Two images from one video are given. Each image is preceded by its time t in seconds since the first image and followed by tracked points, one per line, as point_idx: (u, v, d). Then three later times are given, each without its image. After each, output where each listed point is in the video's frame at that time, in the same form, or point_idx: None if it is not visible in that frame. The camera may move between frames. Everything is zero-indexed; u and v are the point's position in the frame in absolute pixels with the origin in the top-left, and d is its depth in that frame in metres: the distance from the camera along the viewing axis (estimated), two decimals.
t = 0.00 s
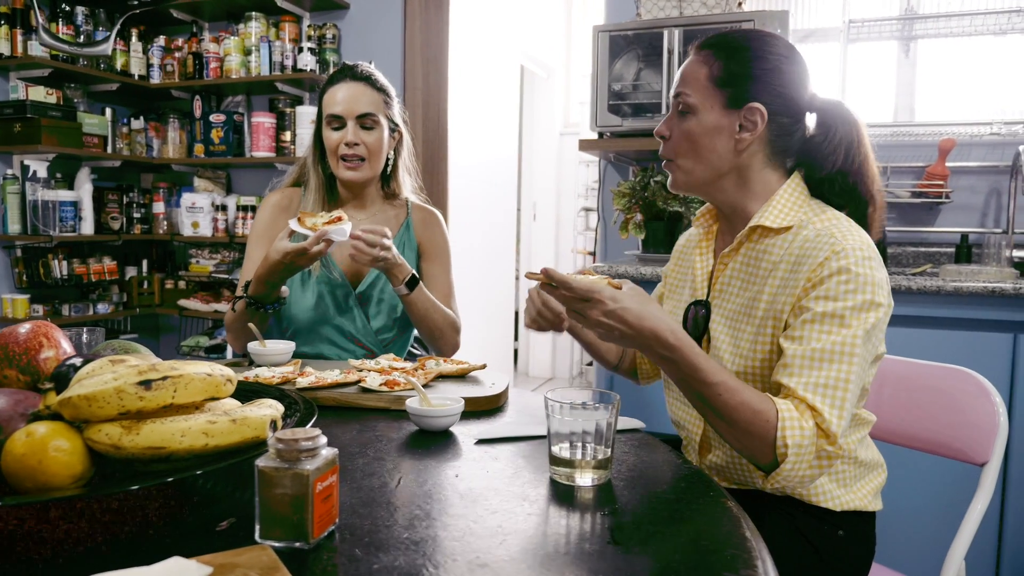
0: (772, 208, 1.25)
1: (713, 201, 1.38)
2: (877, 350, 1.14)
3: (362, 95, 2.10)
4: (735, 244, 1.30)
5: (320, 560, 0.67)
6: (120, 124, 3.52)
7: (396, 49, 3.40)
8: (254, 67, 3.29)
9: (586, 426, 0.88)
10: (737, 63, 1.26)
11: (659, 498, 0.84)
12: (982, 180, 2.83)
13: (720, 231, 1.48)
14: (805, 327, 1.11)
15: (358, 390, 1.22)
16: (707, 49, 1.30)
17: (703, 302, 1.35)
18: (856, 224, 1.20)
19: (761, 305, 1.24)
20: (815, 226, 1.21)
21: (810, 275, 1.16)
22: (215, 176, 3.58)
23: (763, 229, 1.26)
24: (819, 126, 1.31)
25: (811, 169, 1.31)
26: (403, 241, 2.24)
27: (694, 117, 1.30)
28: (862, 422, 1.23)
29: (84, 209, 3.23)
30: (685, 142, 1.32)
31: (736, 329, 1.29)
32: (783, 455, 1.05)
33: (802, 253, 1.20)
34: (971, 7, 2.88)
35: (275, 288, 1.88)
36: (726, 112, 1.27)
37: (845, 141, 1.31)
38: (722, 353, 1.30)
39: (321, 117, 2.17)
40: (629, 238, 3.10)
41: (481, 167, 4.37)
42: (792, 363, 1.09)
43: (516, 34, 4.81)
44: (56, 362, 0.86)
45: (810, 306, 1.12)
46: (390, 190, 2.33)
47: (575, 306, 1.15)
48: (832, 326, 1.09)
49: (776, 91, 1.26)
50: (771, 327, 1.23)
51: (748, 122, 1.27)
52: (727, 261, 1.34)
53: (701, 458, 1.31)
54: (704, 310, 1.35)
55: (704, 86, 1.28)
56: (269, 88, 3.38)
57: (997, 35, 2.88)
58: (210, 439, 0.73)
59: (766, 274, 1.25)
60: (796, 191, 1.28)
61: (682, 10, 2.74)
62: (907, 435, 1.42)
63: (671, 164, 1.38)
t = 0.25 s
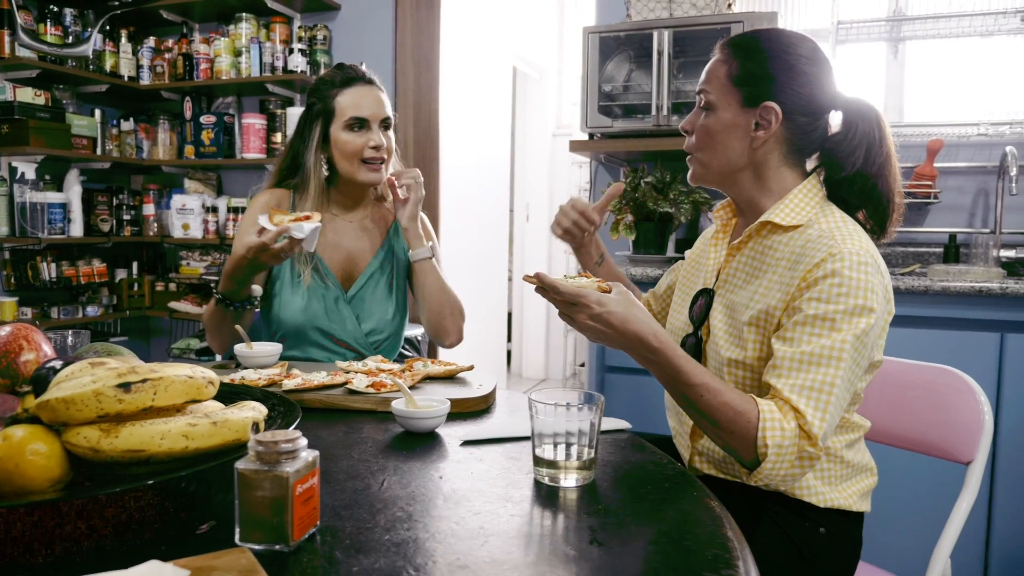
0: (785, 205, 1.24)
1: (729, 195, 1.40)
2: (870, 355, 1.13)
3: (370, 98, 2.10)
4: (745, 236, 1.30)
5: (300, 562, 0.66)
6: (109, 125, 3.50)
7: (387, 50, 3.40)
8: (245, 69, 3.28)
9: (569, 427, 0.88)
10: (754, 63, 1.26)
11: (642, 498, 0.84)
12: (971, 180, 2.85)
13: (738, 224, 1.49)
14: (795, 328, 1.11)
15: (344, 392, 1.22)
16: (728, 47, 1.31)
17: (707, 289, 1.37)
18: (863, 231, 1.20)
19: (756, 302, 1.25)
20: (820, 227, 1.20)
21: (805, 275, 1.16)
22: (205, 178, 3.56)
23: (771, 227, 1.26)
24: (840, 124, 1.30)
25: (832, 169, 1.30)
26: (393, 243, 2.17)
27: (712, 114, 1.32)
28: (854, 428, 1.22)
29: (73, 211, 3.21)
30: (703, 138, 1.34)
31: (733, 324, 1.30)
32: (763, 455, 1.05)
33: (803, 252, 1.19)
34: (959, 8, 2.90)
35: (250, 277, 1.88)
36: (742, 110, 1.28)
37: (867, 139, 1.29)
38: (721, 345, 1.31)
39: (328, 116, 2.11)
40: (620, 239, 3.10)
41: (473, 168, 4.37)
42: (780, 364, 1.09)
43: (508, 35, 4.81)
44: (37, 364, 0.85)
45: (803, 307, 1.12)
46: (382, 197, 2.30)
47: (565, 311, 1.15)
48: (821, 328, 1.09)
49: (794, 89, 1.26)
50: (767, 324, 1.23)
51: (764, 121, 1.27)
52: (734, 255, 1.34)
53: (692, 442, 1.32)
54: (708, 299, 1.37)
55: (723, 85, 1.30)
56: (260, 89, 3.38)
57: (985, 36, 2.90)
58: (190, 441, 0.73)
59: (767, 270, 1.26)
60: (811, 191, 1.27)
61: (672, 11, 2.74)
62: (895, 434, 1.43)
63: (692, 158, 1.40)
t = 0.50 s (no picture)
0: (791, 204, 1.26)
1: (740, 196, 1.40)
2: (865, 352, 1.12)
3: (369, 103, 2.08)
4: (750, 231, 1.31)
5: (282, 564, 0.66)
6: (96, 127, 3.48)
7: (375, 51, 3.40)
8: (232, 69, 3.27)
9: (554, 428, 0.88)
10: (760, 71, 1.27)
11: (626, 498, 0.84)
12: (956, 181, 2.88)
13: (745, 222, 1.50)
14: (790, 322, 1.11)
15: (330, 394, 1.21)
16: (733, 54, 1.31)
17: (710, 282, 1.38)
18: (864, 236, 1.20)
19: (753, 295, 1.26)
20: (822, 226, 1.21)
21: (803, 269, 1.16)
22: (193, 181, 3.51)
23: (775, 224, 1.28)
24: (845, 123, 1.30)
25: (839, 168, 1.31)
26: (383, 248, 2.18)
27: (721, 119, 1.32)
28: (842, 428, 1.23)
29: (60, 213, 3.19)
30: (713, 142, 1.34)
31: (728, 316, 1.31)
32: (754, 444, 1.05)
33: (803, 248, 1.20)
34: (943, 10, 2.93)
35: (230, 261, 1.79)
36: (750, 114, 1.29)
37: (873, 137, 1.30)
38: (715, 334, 1.31)
39: (329, 121, 2.07)
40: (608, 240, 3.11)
41: (463, 170, 4.37)
42: (775, 356, 1.09)
43: (497, 36, 4.81)
44: (17, 367, 0.85)
45: (798, 301, 1.12)
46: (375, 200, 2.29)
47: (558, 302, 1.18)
48: (816, 323, 1.09)
49: (799, 94, 1.27)
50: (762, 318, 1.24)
51: (772, 126, 1.28)
52: (737, 249, 1.35)
53: (686, 429, 1.33)
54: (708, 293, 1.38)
55: (730, 91, 1.30)
56: (248, 91, 3.36)
57: (970, 38, 2.92)
58: (172, 444, 0.72)
59: (767, 265, 1.26)
60: (818, 191, 1.27)
61: (660, 12, 2.75)
62: (880, 432, 1.44)
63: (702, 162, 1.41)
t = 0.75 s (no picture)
0: (788, 198, 1.29)
1: (738, 192, 1.41)
2: (865, 336, 1.14)
3: (358, 102, 2.08)
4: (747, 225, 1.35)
5: (266, 564, 0.66)
6: (80, 127, 3.45)
7: (362, 51, 3.39)
8: (218, 70, 3.25)
9: (539, 427, 0.88)
10: (776, 69, 1.29)
11: (611, 497, 0.85)
12: (939, 180, 2.91)
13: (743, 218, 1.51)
14: (790, 306, 1.12)
15: (316, 395, 1.21)
16: (749, 54, 1.33)
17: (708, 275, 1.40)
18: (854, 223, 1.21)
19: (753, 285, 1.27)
20: (818, 216, 1.23)
21: (799, 255, 1.18)
22: (178, 181, 3.52)
23: (773, 216, 1.31)
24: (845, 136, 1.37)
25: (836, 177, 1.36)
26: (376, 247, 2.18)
27: (732, 113, 1.33)
28: (835, 423, 1.25)
29: (44, 214, 3.16)
30: (721, 136, 1.35)
31: (727, 306, 1.32)
32: (766, 428, 1.06)
33: (799, 237, 1.22)
34: (926, 11, 2.96)
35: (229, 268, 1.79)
36: (762, 112, 1.30)
37: (871, 154, 1.36)
38: (714, 325, 1.32)
39: (321, 122, 2.06)
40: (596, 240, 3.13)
41: (450, 170, 4.37)
42: (780, 341, 1.09)
43: (484, 36, 4.81)
44: None
45: (799, 284, 1.13)
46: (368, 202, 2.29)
47: (564, 293, 1.19)
48: (819, 307, 1.10)
49: (811, 97, 1.29)
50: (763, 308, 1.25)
51: (781, 125, 1.30)
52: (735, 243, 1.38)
53: (678, 421, 1.37)
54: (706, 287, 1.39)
55: (744, 87, 1.32)
56: (233, 91, 3.35)
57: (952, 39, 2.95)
58: (155, 445, 0.72)
59: (765, 255, 1.28)
60: (816, 191, 1.30)
61: (645, 12, 2.77)
62: (865, 430, 1.45)
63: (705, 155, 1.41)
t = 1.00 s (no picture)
0: (802, 204, 1.30)
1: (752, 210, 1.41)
2: (872, 342, 1.15)
3: (352, 100, 2.07)
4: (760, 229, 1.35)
5: (261, 565, 0.66)
6: (71, 128, 3.43)
7: (354, 51, 3.39)
8: (210, 70, 3.24)
9: (532, 427, 0.88)
10: (756, 85, 1.30)
11: (604, 497, 0.85)
12: (930, 180, 2.93)
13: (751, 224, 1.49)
14: (804, 306, 1.14)
15: (310, 395, 1.21)
16: (724, 76, 1.34)
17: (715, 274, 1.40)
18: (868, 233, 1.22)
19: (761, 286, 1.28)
20: (832, 223, 1.24)
21: (812, 260, 1.19)
22: (170, 181, 3.48)
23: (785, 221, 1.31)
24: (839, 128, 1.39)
25: (837, 175, 1.41)
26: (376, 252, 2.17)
27: (725, 137, 1.34)
28: (834, 427, 1.25)
29: (35, 215, 3.15)
30: (722, 160, 1.35)
31: (731, 304, 1.33)
32: (765, 426, 1.06)
33: (813, 242, 1.23)
34: (916, 11, 2.98)
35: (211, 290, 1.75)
36: (753, 128, 1.31)
37: (869, 140, 1.39)
38: (723, 323, 1.32)
39: (316, 121, 2.06)
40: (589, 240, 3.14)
41: (443, 170, 4.37)
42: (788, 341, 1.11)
43: (477, 36, 4.80)
44: None
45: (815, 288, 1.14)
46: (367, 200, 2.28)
47: (570, 289, 1.18)
48: (830, 310, 1.11)
49: (797, 103, 1.30)
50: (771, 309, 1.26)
51: (776, 135, 1.31)
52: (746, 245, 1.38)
53: (679, 416, 1.37)
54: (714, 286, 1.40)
55: (730, 110, 1.32)
56: (225, 91, 3.34)
57: (942, 39, 2.97)
58: (149, 446, 0.72)
59: (776, 258, 1.29)
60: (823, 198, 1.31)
61: (637, 12, 2.77)
62: (858, 429, 1.46)
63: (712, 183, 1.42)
